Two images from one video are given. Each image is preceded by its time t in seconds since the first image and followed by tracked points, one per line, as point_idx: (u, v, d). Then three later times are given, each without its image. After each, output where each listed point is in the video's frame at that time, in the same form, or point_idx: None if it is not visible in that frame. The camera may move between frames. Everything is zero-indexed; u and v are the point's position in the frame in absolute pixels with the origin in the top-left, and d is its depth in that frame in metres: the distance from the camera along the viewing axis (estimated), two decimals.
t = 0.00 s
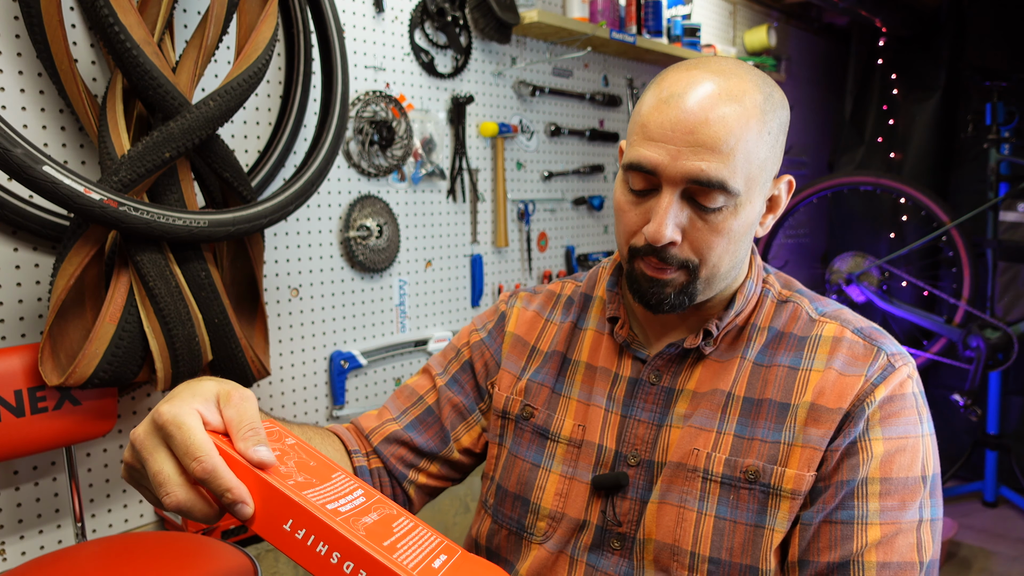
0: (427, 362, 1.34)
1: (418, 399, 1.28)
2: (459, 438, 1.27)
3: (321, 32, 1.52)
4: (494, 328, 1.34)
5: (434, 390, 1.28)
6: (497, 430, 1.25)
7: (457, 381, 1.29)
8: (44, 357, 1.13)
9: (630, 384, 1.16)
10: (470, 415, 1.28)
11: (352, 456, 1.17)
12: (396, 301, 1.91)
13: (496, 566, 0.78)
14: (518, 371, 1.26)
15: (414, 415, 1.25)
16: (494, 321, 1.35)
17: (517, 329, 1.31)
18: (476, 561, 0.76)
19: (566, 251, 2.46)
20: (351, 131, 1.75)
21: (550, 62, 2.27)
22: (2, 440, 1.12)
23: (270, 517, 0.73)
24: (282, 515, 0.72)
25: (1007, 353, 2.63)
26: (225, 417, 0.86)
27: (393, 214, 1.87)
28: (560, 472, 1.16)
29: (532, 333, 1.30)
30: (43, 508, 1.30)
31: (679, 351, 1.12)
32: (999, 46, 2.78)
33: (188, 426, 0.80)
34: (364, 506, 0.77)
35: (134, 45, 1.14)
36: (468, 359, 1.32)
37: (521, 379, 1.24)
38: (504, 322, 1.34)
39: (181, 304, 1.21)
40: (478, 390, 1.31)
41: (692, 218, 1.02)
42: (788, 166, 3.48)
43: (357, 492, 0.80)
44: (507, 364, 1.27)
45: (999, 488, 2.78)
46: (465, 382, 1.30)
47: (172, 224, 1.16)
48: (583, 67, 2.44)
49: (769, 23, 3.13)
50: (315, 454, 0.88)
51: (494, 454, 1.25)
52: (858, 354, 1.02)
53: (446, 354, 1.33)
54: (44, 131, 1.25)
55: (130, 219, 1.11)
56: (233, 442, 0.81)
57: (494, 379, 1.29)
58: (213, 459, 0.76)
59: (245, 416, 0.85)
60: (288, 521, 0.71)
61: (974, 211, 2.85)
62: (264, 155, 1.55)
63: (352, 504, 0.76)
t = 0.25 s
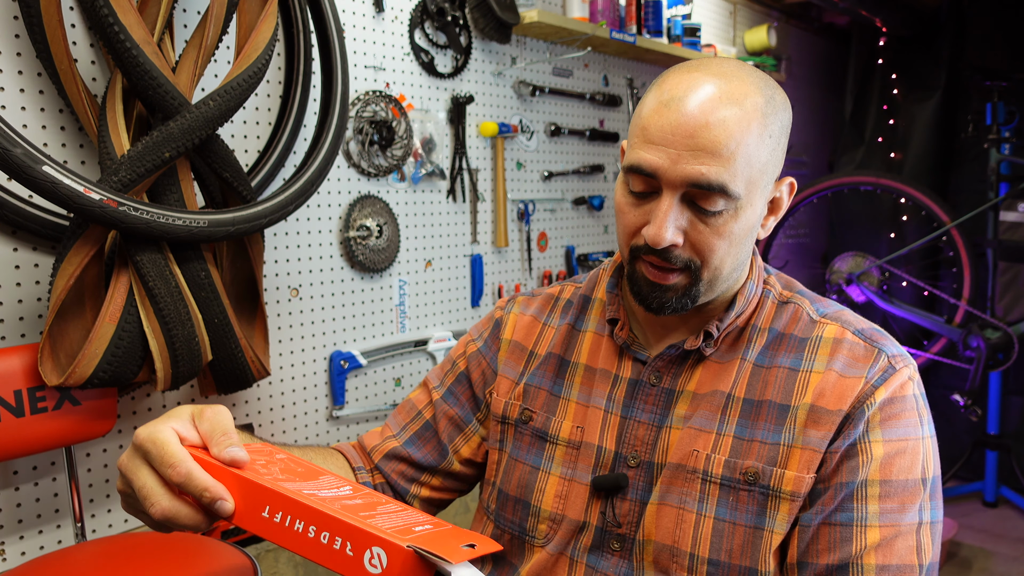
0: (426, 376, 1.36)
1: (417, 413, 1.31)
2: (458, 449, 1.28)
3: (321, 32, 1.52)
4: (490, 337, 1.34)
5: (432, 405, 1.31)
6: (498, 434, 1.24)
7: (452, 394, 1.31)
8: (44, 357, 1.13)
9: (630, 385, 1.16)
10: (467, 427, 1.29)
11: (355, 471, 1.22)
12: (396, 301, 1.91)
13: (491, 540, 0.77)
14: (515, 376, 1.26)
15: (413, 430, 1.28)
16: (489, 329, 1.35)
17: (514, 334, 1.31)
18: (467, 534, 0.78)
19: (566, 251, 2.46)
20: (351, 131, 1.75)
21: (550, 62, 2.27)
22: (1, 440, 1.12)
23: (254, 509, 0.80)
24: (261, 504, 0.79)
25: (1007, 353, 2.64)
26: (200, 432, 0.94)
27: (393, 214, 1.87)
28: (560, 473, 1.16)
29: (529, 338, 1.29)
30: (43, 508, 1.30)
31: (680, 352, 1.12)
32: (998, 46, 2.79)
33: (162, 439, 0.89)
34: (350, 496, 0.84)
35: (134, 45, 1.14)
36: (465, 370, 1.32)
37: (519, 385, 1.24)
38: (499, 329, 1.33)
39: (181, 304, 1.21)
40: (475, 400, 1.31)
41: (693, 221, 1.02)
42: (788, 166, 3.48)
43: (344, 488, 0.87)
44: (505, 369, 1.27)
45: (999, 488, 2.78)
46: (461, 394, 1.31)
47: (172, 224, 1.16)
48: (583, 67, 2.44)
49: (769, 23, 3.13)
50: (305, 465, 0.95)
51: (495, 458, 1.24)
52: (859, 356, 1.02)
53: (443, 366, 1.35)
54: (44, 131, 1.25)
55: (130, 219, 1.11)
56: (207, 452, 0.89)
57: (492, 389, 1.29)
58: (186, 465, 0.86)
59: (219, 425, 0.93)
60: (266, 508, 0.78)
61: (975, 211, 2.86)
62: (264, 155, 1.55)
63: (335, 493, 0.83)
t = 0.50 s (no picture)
0: (434, 396, 1.36)
1: (428, 438, 1.32)
2: (469, 463, 1.28)
3: (322, 32, 1.52)
4: (489, 349, 1.33)
5: (439, 427, 1.31)
6: (502, 441, 1.23)
7: (456, 410, 1.30)
8: (44, 357, 1.13)
9: (632, 387, 1.16)
10: (473, 441, 1.28)
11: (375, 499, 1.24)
12: (396, 301, 1.91)
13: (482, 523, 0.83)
14: (516, 382, 1.25)
15: (426, 455, 1.29)
16: (488, 339, 1.35)
17: (513, 342, 1.30)
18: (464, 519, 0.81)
19: (566, 251, 2.46)
20: (351, 131, 1.75)
21: (550, 62, 2.27)
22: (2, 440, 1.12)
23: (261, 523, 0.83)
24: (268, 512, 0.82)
25: (1007, 353, 2.63)
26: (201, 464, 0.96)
27: (393, 214, 1.87)
28: (560, 476, 1.16)
29: (529, 343, 1.28)
30: (43, 508, 1.30)
31: (683, 354, 1.12)
32: (998, 46, 2.77)
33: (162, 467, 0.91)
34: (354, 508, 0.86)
35: (134, 45, 1.14)
36: (467, 384, 1.32)
37: (520, 390, 1.24)
38: (496, 339, 1.33)
39: (181, 304, 1.21)
40: (478, 412, 1.30)
41: (695, 224, 1.02)
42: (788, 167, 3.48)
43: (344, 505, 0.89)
44: (505, 375, 1.27)
45: (999, 488, 2.78)
46: (465, 408, 1.30)
47: (172, 224, 1.16)
48: (583, 67, 2.44)
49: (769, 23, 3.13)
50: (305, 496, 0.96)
51: (500, 465, 1.23)
52: (862, 359, 1.03)
53: (447, 385, 1.35)
54: (44, 131, 1.25)
55: (130, 219, 1.11)
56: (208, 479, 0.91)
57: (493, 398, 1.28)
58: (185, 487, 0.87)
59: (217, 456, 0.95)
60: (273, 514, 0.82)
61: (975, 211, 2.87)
62: (264, 155, 1.55)
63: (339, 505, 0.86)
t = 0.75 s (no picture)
0: (440, 413, 1.36)
1: (433, 452, 1.32)
2: (473, 473, 1.28)
3: (322, 32, 1.53)
4: (486, 356, 1.33)
5: (442, 439, 1.32)
6: (504, 447, 1.24)
7: (459, 423, 1.30)
8: (44, 357, 1.12)
9: (632, 387, 1.16)
10: (476, 450, 1.29)
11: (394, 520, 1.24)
12: (396, 301, 1.91)
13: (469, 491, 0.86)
14: (515, 387, 1.25)
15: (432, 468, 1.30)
16: (485, 347, 1.35)
17: (511, 348, 1.30)
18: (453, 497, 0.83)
19: (566, 250, 2.46)
20: (351, 131, 1.75)
21: (550, 62, 2.27)
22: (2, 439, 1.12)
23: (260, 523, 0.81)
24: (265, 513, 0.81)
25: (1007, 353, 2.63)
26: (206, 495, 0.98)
27: (393, 214, 1.87)
28: (560, 478, 1.15)
29: (527, 349, 1.28)
30: (43, 508, 1.30)
31: (683, 352, 1.12)
32: (998, 45, 2.75)
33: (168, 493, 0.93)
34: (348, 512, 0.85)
35: (134, 45, 1.14)
36: (467, 394, 1.32)
37: (520, 395, 1.24)
38: (494, 346, 1.33)
39: (181, 304, 1.21)
40: (479, 421, 1.30)
41: (687, 218, 1.02)
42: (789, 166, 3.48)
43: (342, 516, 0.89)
44: (504, 382, 1.26)
45: (1000, 488, 2.78)
46: (465, 419, 1.30)
47: (172, 224, 1.16)
48: (583, 67, 2.44)
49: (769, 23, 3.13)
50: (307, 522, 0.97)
51: (504, 471, 1.23)
52: (862, 352, 1.03)
53: (450, 400, 1.35)
54: (44, 131, 1.25)
55: (130, 219, 1.11)
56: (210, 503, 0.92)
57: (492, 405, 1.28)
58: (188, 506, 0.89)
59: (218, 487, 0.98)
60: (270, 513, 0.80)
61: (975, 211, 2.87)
62: (265, 155, 1.55)
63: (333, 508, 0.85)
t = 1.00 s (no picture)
0: (436, 410, 1.36)
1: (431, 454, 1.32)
2: (469, 471, 1.29)
3: (322, 32, 1.53)
4: (482, 356, 1.33)
5: (438, 438, 1.32)
6: (499, 445, 1.23)
7: (455, 424, 1.30)
8: (44, 357, 1.13)
9: (628, 386, 1.16)
10: (472, 448, 1.29)
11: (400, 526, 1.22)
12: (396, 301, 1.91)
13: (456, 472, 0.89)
14: (510, 386, 1.25)
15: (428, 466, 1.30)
16: (481, 346, 1.35)
17: (507, 347, 1.30)
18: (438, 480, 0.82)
19: (566, 250, 2.46)
20: (351, 131, 1.75)
21: (550, 62, 2.27)
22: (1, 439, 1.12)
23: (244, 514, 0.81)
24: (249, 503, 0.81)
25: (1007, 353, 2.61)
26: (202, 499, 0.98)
27: (393, 214, 1.87)
28: (555, 476, 1.15)
29: (523, 347, 1.28)
30: (43, 508, 1.30)
31: (678, 351, 1.12)
32: (998, 46, 2.78)
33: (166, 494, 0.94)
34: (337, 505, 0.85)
35: (134, 45, 1.14)
36: (464, 393, 1.32)
37: (515, 393, 1.24)
38: (490, 345, 1.32)
39: (181, 304, 1.21)
40: (476, 420, 1.30)
41: (679, 215, 1.02)
42: (788, 166, 3.48)
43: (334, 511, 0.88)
44: (500, 380, 1.26)
45: (1000, 488, 2.78)
46: (461, 417, 1.31)
47: (172, 224, 1.16)
48: (583, 67, 2.44)
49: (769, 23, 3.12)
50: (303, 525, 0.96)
51: (500, 469, 1.23)
52: (857, 351, 1.02)
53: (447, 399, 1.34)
54: (44, 131, 1.25)
55: (130, 219, 1.11)
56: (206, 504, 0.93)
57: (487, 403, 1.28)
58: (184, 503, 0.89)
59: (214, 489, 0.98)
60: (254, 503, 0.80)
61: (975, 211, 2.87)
62: (264, 155, 1.55)
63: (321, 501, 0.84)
